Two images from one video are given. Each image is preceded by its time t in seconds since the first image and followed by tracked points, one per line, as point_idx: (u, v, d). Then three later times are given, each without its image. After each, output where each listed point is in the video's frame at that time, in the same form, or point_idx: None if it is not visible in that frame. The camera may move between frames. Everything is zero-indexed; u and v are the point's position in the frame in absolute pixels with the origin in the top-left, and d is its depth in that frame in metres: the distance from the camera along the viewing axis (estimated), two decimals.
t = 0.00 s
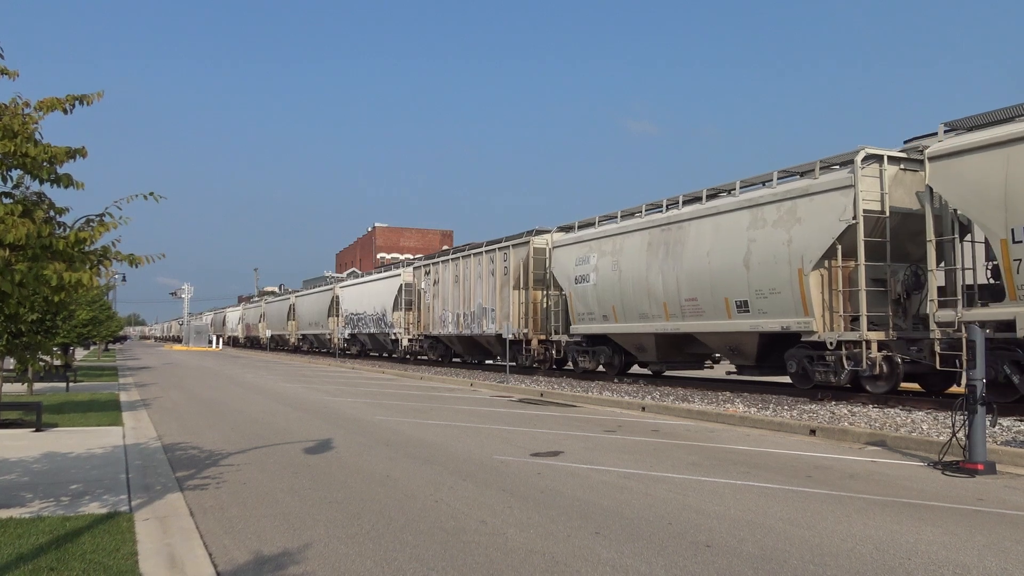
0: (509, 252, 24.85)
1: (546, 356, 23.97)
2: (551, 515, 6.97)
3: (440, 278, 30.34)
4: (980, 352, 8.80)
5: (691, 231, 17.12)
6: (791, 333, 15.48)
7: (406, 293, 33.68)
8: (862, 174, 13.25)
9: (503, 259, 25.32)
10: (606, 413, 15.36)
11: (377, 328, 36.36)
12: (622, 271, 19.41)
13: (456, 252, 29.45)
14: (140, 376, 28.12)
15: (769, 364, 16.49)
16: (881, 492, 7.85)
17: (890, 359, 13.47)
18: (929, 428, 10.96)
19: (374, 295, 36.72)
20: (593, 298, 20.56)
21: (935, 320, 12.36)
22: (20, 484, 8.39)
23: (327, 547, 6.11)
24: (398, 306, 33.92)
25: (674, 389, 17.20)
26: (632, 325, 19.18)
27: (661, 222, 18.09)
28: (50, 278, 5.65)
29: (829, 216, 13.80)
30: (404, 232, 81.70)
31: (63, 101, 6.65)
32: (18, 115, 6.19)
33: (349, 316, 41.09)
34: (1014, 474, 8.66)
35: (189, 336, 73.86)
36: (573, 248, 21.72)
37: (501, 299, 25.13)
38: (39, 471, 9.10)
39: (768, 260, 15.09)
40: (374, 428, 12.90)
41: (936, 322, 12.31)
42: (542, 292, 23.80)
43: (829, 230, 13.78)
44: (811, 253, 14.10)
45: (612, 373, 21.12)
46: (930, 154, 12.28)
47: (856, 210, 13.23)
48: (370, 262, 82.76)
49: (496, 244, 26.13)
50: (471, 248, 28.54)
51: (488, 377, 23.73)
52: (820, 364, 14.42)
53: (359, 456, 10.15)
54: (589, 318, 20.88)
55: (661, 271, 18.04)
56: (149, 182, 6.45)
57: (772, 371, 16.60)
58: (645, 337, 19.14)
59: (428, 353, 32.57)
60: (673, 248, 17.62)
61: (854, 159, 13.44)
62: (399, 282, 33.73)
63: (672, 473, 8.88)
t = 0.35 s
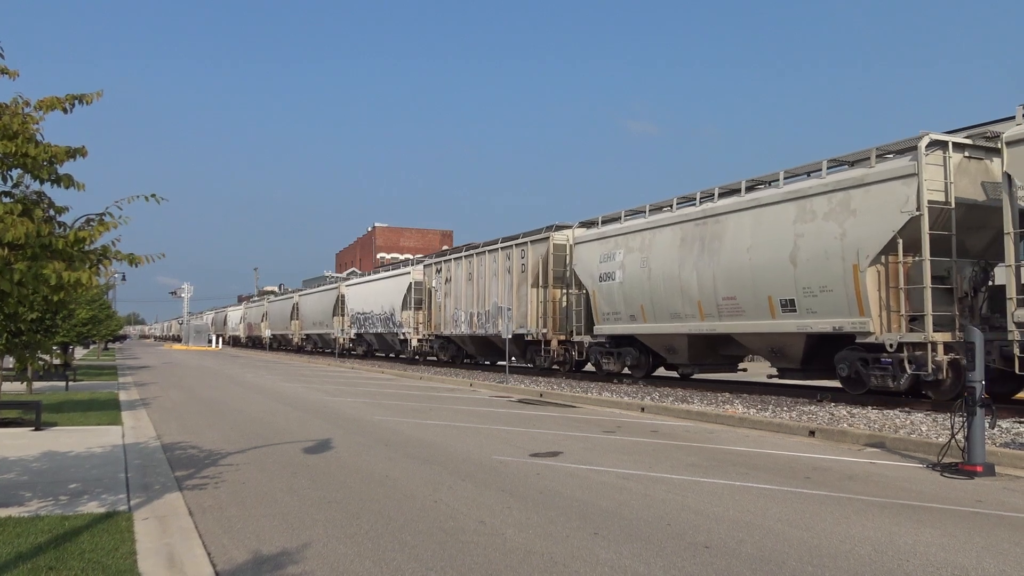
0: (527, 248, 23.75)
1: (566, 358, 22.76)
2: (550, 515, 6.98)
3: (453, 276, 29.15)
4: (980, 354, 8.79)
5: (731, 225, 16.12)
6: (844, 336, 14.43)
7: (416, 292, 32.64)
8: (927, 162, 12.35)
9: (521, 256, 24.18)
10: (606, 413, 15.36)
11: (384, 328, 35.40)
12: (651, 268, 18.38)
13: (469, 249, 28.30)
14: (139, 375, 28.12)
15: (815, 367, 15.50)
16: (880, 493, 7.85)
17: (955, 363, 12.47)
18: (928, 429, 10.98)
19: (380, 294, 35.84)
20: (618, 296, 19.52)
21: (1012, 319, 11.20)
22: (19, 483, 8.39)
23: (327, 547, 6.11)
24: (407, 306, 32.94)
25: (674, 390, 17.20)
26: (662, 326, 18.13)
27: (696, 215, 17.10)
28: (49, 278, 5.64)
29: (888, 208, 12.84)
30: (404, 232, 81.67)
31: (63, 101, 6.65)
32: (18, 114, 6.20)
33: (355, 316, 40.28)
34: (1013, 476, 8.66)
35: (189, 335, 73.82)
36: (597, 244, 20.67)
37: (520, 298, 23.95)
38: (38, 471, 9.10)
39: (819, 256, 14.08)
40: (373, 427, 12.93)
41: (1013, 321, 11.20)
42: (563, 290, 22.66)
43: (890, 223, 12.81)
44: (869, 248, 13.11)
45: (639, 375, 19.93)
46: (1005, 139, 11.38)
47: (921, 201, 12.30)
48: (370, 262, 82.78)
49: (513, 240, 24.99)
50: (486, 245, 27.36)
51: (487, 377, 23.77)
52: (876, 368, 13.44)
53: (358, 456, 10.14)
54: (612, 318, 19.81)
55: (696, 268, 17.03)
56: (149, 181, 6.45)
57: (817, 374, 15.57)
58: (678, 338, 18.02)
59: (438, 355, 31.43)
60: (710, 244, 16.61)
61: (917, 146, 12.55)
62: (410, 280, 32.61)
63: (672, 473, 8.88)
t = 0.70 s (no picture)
0: (546, 245, 22.81)
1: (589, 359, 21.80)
2: (549, 515, 6.99)
3: (466, 274, 28.15)
4: (979, 354, 8.81)
5: (776, 217, 15.11)
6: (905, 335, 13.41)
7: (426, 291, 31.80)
8: (1003, 144, 11.36)
9: (540, 253, 23.18)
10: (605, 414, 15.37)
11: (392, 328, 34.60)
12: (685, 264, 17.40)
13: (483, 246, 27.42)
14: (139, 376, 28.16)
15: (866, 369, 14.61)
16: (880, 494, 7.85)
17: None
18: (927, 430, 10.98)
19: (388, 295, 35.03)
20: (648, 294, 18.52)
21: None
22: (18, 483, 8.40)
23: (326, 548, 6.12)
24: (416, 306, 32.02)
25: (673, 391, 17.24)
26: (698, 325, 17.13)
27: (736, 208, 16.08)
28: (49, 278, 5.65)
29: (958, 196, 11.84)
30: (404, 232, 81.62)
31: (63, 101, 6.65)
32: (17, 114, 6.20)
33: (361, 316, 39.47)
34: (1013, 477, 8.66)
35: (188, 336, 73.76)
36: (623, 239, 19.68)
37: (539, 297, 22.91)
38: (37, 471, 9.10)
39: (878, 249, 13.05)
40: (374, 428, 12.95)
41: None
42: (584, 289, 21.73)
43: (959, 213, 11.81)
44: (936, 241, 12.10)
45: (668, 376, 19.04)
46: None
47: (997, 188, 11.30)
48: (370, 263, 82.80)
49: (531, 237, 24.04)
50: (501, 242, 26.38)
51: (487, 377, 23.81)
52: (941, 372, 12.43)
53: (358, 457, 10.14)
54: (641, 318, 18.83)
55: (736, 264, 16.05)
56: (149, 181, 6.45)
57: (864, 378, 14.66)
58: (712, 338, 17.04)
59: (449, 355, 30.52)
60: (752, 238, 15.61)
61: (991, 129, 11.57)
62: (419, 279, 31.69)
63: (671, 474, 8.89)
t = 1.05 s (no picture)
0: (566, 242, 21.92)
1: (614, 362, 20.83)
2: (549, 516, 6.99)
3: (481, 273, 27.22)
4: (979, 355, 8.80)
5: (827, 209, 14.08)
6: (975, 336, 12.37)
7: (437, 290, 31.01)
8: None
9: (560, 251, 22.28)
10: (605, 415, 15.40)
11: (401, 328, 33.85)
12: (722, 260, 16.41)
13: (500, 244, 26.56)
14: (139, 377, 28.18)
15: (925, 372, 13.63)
16: (879, 495, 7.86)
17: None
18: (926, 431, 10.98)
19: (397, 295, 34.40)
20: (682, 293, 17.51)
21: None
22: (18, 484, 8.40)
23: (325, 549, 6.12)
24: (427, 305, 31.30)
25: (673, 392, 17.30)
26: (737, 326, 16.14)
27: (781, 199, 15.08)
28: (48, 279, 5.64)
29: None
30: (404, 232, 81.64)
31: (63, 102, 6.65)
32: (17, 115, 6.20)
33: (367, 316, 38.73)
34: (1012, 478, 8.67)
35: (188, 336, 73.74)
36: (653, 234, 18.69)
37: (560, 296, 22.00)
38: (37, 472, 9.11)
39: (947, 243, 11.99)
40: (373, 429, 12.96)
41: None
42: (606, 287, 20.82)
43: None
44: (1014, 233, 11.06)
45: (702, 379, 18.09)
46: None
47: None
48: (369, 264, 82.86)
49: (549, 234, 23.16)
50: (518, 239, 25.49)
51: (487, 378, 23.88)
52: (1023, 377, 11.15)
53: (358, 457, 10.14)
54: (673, 318, 17.86)
55: (780, 259, 15.07)
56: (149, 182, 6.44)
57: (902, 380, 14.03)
58: (752, 339, 16.09)
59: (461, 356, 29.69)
60: (799, 232, 14.61)
61: None
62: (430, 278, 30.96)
63: (671, 475, 8.89)
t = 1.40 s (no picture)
0: (590, 238, 21.07)
1: (642, 364, 19.97)
2: (549, 517, 7.00)
3: (497, 271, 26.31)
4: (979, 356, 8.80)
5: (887, 201, 13.20)
6: None
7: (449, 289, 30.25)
8: None
9: (583, 248, 21.41)
10: (604, 415, 15.43)
11: (411, 329, 33.12)
12: (767, 256, 15.55)
13: (516, 241, 25.71)
14: (138, 377, 28.19)
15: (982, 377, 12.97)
16: (878, 495, 7.87)
17: None
18: (927, 432, 10.97)
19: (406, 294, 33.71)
20: (723, 291, 16.61)
21: None
22: (17, 485, 8.40)
23: (325, 550, 6.11)
24: (438, 305, 30.57)
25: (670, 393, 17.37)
26: (784, 326, 15.28)
27: (834, 191, 14.19)
28: (48, 280, 5.64)
29: None
30: (404, 233, 81.71)
31: (63, 102, 6.65)
32: (17, 116, 6.20)
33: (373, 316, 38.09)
34: (1011, 479, 8.67)
35: (188, 337, 73.79)
36: (687, 228, 17.78)
37: (585, 295, 21.15)
38: (37, 472, 9.11)
39: None
40: (373, 430, 12.93)
41: None
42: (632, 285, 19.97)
43: None
44: None
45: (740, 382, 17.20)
46: None
47: None
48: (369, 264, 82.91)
49: (570, 230, 22.31)
50: (536, 236, 24.63)
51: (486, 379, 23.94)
52: None
53: (358, 459, 10.12)
54: (709, 317, 17.00)
55: (833, 255, 14.22)
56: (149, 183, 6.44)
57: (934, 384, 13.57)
58: (799, 340, 15.27)
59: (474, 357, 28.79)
60: (856, 226, 13.72)
61: None
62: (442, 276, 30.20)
63: (670, 475, 8.89)
